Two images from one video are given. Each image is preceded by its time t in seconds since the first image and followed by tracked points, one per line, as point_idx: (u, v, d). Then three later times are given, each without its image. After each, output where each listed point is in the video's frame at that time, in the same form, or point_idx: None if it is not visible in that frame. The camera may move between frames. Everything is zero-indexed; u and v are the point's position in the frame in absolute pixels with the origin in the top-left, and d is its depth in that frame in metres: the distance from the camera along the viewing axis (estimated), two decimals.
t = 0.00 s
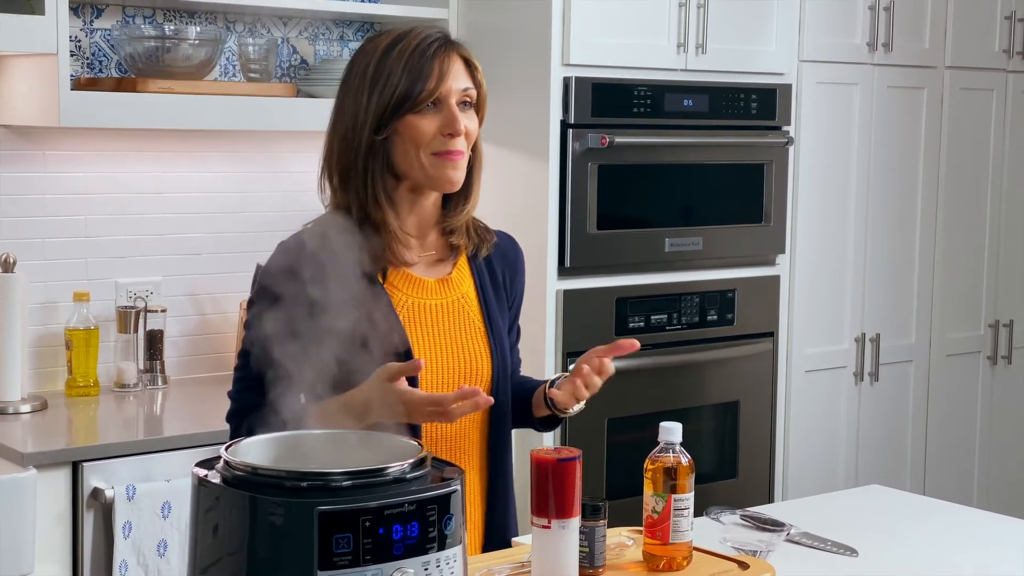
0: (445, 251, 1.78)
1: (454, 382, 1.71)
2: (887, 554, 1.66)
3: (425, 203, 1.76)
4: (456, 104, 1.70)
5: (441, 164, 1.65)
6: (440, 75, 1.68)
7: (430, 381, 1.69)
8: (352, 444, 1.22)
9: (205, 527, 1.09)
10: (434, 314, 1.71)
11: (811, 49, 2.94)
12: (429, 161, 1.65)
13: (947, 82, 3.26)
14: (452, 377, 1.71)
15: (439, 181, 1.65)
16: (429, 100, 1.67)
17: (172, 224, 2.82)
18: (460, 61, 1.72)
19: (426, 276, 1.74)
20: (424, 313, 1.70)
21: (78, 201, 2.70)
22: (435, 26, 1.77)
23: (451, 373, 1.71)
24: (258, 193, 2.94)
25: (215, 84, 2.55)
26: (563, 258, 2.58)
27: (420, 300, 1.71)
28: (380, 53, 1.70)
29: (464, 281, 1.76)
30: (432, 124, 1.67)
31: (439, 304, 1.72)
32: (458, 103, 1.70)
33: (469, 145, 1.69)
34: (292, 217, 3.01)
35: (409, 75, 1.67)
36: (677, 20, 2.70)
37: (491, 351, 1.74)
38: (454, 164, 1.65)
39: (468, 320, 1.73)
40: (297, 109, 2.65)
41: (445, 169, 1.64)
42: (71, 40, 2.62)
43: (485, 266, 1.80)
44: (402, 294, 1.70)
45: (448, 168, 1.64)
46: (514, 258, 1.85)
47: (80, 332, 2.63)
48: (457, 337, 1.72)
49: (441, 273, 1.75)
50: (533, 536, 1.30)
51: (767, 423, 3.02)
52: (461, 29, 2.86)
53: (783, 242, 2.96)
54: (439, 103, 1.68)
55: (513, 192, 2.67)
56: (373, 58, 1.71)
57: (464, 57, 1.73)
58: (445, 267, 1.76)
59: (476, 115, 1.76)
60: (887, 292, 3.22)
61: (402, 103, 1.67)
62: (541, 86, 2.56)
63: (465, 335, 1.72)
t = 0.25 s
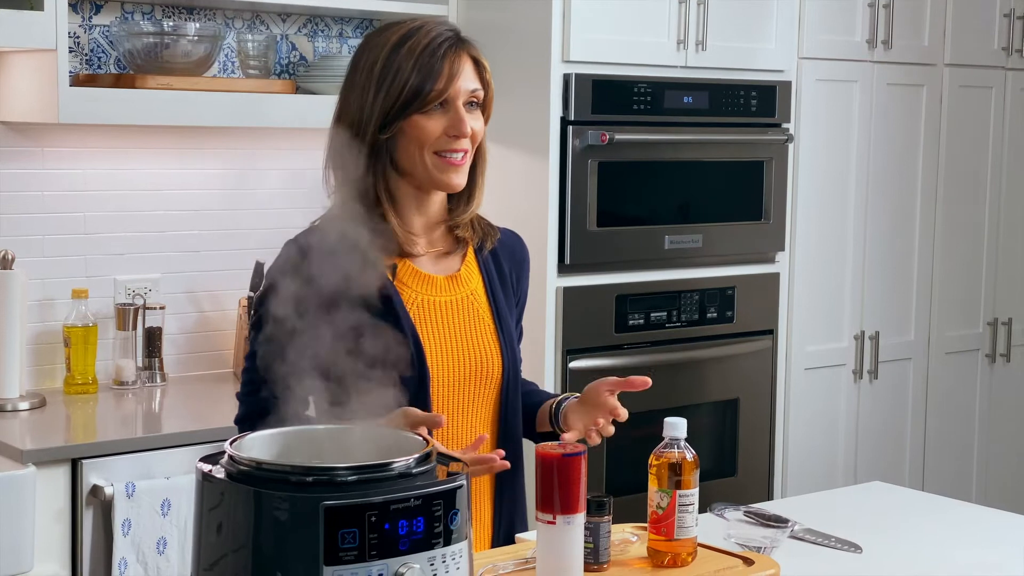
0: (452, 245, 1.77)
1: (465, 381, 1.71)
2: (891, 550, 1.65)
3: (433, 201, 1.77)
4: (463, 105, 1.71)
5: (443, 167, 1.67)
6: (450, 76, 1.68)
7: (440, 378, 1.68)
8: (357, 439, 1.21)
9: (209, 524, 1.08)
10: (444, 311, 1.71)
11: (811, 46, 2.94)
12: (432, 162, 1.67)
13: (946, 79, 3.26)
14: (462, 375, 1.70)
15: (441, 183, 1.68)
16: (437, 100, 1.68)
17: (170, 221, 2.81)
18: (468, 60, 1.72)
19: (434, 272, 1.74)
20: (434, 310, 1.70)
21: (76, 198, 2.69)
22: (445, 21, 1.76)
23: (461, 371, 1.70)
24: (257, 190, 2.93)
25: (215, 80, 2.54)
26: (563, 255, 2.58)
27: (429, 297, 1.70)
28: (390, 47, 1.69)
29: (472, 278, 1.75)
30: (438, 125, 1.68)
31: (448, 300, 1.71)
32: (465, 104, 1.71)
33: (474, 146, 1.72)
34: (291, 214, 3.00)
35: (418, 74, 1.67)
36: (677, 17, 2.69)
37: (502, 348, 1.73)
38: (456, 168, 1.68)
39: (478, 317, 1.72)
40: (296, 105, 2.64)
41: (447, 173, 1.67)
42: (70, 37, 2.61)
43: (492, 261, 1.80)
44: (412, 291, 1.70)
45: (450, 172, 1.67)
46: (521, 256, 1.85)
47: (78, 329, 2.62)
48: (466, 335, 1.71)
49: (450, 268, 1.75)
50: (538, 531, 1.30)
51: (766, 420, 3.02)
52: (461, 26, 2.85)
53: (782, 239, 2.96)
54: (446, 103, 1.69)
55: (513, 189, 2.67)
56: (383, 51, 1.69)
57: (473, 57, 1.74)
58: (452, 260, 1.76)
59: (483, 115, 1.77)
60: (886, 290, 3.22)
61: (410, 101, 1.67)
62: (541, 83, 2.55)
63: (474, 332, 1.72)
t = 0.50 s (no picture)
0: (449, 247, 1.77)
1: (463, 382, 1.70)
2: (888, 552, 1.65)
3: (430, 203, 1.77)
4: (461, 107, 1.69)
5: (440, 169, 1.65)
6: (448, 77, 1.66)
7: (439, 381, 1.68)
8: (355, 442, 1.21)
9: (206, 527, 1.07)
10: (441, 312, 1.70)
11: (805, 47, 2.94)
12: (429, 165, 1.66)
13: (939, 80, 3.26)
14: (460, 377, 1.70)
15: (437, 186, 1.66)
16: (435, 102, 1.67)
17: (162, 221, 2.80)
18: (467, 62, 1.71)
19: (433, 275, 1.73)
20: (431, 311, 1.69)
21: (68, 199, 2.67)
22: (445, 21, 1.75)
23: (459, 372, 1.69)
24: (250, 191, 2.92)
25: (208, 80, 2.53)
26: (558, 256, 2.57)
27: (426, 298, 1.70)
28: (389, 48, 1.67)
29: (469, 278, 1.75)
30: (435, 127, 1.67)
31: (445, 301, 1.71)
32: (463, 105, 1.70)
33: (472, 148, 1.70)
34: (284, 215, 2.99)
35: (417, 75, 1.65)
36: (672, 17, 2.69)
37: (499, 348, 1.72)
38: (453, 170, 1.66)
39: (476, 319, 1.72)
40: (290, 106, 2.63)
41: (444, 175, 1.65)
42: (62, 37, 2.60)
43: (489, 262, 1.79)
44: (409, 292, 1.69)
45: (447, 175, 1.65)
46: (518, 257, 1.85)
47: (70, 331, 2.61)
48: (464, 336, 1.70)
49: (447, 271, 1.75)
50: (537, 534, 1.29)
51: (760, 422, 3.02)
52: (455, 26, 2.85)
53: (777, 240, 2.96)
54: (444, 105, 1.68)
55: (507, 190, 2.66)
56: (381, 51, 1.68)
57: (472, 58, 1.73)
58: (449, 262, 1.76)
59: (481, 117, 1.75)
60: (879, 290, 3.22)
61: (408, 103, 1.66)
62: (535, 84, 2.55)
63: (472, 333, 1.71)
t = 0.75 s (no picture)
0: (425, 247, 1.77)
1: (439, 383, 1.69)
2: (868, 551, 1.66)
3: (406, 203, 1.78)
4: (439, 109, 1.70)
5: (417, 170, 1.65)
6: (427, 80, 1.68)
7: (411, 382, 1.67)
8: (335, 443, 1.20)
9: (185, 529, 1.06)
10: (417, 313, 1.69)
11: (785, 47, 2.95)
12: (406, 166, 1.66)
13: (917, 80, 3.28)
14: (435, 378, 1.69)
15: (413, 187, 1.67)
16: (413, 103, 1.67)
17: (140, 222, 2.78)
18: (445, 65, 1.73)
19: (408, 275, 1.73)
20: (406, 312, 1.68)
21: (44, 199, 2.65)
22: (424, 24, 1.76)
23: (434, 373, 1.69)
24: (229, 191, 2.90)
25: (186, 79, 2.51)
26: (538, 256, 2.57)
27: (402, 299, 1.68)
28: (369, 48, 1.68)
29: (445, 278, 1.74)
30: (413, 129, 1.67)
31: (420, 302, 1.70)
32: (441, 108, 1.71)
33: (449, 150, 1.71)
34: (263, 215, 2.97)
35: (395, 76, 1.65)
36: (652, 17, 2.69)
37: (474, 349, 1.72)
38: (431, 172, 1.65)
39: (451, 320, 1.71)
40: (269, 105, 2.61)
41: (420, 176, 1.65)
42: (38, 36, 2.57)
43: (466, 263, 1.78)
44: (384, 292, 1.68)
45: (424, 176, 1.65)
46: (495, 256, 1.83)
47: (47, 332, 2.59)
48: (439, 336, 1.70)
49: (423, 271, 1.74)
50: (518, 535, 1.29)
51: (741, 421, 3.02)
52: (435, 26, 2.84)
53: (757, 239, 2.96)
54: (422, 107, 1.69)
55: (488, 190, 2.65)
56: (361, 51, 1.68)
57: (450, 60, 1.74)
58: (425, 262, 1.75)
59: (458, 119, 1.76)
60: (858, 290, 3.24)
61: (386, 104, 1.66)
62: (515, 83, 2.54)
63: (447, 334, 1.70)
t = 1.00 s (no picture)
0: (395, 256, 1.76)
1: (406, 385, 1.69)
2: (842, 551, 1.67)
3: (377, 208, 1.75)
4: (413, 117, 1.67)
5: (390, 179, 1.63)
6: (401, 87, 1.66)
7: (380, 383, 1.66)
8: (310, 447, 1.19)
9: (157, 533, 1.05)
10: (384, 314, 1.69)
11: (759, 47, 2.96)
12: (379, 174, 1.63)
13: (891, 80, 3.30)
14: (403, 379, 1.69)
15: (384, 196, 1.64)
16: (386, 111, 1.65)
17: (113, 223, 2.76)
18: (422, 72, 1.70)
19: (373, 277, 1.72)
20: (374, 314, 1.68)
21: (16, 200, 2.63)
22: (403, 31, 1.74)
23: (401, 374, 1.69)
24: (203, 191, 2.88)
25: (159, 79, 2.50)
26: (513, 256, 2.57)
27: (369, 301, 1.68)
28: (345, 53, 1.67)
29: (412, 281, 1.74)
30: (386, 137, 1.64)
31: (388, 304, 1.69)
32: (415, 116, 1.68)
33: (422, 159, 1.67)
34: (237, 216, 2.96)
35: (370, 83, 1.64)
36: (626, 18, 2.70)
37: (441, 351, 1.72)
38: (403, 181, 1.63)
39: (419, 323, 1.71)
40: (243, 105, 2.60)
41: (392, 185, 1.63)
42: (9, 36, 2.55)
43: (433, 265, 1.78)
44: (352, 294, 1.67)
45: (395, 185, 1.63)
46: (462, 258, 1.83)
47: (19, 334, 2.57)
48: (407, 338, 1.69)
49: (389, 274, 1.74)
50: (492, 537, 1.29)
51: (716, 421, 3.03)
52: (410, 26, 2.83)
53: (732, 239, 2.97)
54: (396, 115, 1.66)
55: (463, 190, 2.65)
56: (337, 57, 1.67)
57: (427, 68, 1.71)
58: (392, 269, 1.75)
59: (434, 127, 1.72)
60: (833, 290, 3.25)
61: (359, 111, 1.64)
62: (489, 83, 2.54)
63: (414, 336, 1.70)
